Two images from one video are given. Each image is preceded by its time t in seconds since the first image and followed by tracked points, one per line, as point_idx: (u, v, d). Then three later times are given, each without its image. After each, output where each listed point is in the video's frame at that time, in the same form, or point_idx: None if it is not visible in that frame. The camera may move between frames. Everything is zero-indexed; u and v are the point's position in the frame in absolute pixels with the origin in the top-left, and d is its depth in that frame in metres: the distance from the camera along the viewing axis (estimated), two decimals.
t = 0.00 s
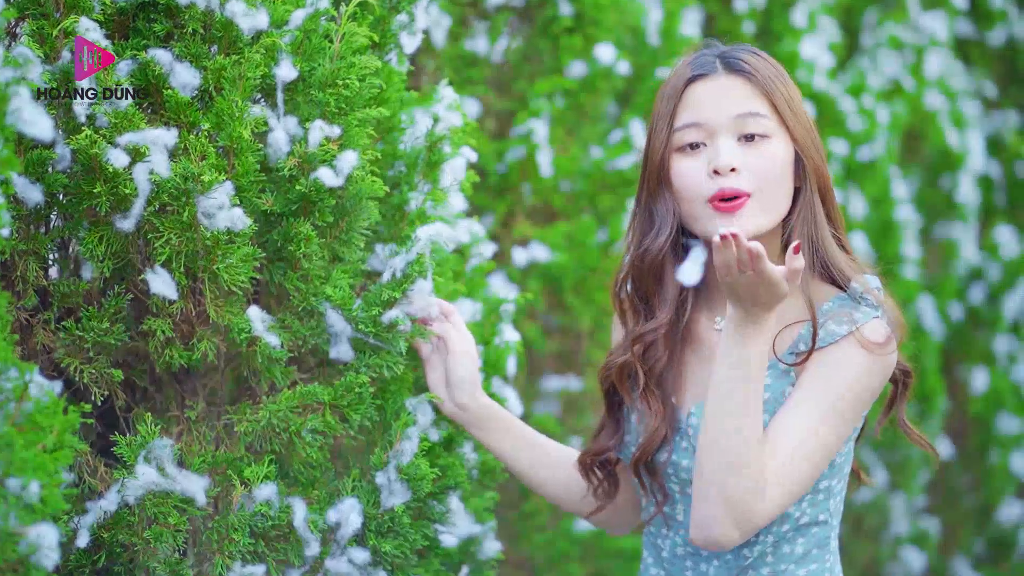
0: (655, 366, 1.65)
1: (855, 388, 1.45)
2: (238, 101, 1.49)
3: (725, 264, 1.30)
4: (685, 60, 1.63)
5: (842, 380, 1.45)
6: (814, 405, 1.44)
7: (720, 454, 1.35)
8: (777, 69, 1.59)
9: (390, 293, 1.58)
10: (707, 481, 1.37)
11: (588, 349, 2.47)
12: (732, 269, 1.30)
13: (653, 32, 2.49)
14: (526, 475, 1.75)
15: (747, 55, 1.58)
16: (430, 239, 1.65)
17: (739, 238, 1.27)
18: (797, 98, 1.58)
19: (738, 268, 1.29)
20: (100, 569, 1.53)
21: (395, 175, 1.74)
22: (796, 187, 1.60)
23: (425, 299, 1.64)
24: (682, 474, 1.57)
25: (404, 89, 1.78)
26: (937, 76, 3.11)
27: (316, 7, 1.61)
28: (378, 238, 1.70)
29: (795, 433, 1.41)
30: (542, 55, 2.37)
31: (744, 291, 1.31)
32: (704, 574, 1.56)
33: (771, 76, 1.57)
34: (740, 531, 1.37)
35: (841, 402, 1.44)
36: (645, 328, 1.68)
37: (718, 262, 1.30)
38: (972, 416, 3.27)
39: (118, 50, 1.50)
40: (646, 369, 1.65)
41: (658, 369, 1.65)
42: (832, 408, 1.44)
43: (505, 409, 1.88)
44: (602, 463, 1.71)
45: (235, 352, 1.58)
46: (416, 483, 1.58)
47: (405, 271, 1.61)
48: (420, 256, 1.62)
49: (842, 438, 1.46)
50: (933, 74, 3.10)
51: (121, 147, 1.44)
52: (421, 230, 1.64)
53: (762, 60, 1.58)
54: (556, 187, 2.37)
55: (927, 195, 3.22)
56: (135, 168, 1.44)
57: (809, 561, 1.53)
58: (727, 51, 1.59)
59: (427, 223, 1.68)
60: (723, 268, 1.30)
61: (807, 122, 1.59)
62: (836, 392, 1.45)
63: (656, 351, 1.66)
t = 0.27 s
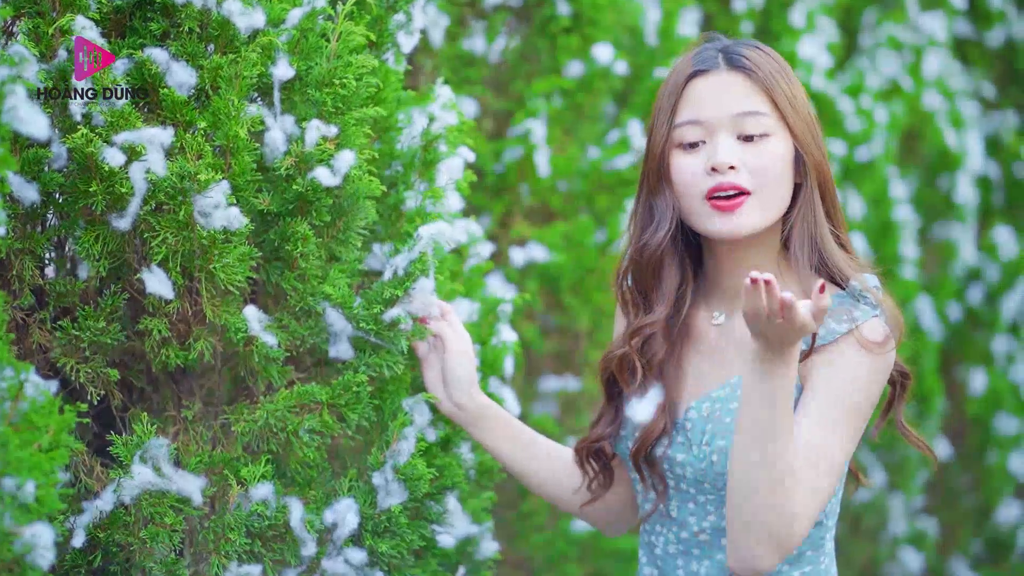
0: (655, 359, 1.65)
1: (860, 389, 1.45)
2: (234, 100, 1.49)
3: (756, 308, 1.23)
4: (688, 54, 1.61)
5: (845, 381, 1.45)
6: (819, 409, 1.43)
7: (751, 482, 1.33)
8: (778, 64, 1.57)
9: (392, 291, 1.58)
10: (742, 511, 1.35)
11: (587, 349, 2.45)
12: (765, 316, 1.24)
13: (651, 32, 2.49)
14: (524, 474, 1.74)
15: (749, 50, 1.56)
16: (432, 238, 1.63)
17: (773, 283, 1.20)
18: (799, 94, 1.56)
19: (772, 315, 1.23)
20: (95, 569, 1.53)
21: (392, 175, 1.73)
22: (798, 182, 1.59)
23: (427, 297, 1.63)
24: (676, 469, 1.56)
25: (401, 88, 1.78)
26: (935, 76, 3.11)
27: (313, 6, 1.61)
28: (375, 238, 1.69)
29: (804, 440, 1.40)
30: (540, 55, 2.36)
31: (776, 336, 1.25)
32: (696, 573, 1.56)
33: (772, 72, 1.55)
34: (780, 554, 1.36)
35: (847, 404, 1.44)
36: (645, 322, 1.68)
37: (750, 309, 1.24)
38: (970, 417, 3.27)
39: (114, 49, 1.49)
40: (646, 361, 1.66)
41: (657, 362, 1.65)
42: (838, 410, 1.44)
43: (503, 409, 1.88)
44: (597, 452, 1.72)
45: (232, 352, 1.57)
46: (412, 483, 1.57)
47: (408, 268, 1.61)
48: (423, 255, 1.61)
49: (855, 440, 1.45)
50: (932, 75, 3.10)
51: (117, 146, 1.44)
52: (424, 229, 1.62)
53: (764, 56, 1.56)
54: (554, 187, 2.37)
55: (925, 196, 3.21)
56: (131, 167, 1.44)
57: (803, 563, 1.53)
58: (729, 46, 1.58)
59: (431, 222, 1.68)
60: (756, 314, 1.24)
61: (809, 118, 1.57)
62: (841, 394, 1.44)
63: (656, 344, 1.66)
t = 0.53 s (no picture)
0: (653, 353, 1.63)
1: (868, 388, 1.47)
2: (234, 100, 1.49)
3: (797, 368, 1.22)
4: (689, 50, 1.60)
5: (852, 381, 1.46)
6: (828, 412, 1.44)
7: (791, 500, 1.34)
8: (780, 62, 1.56)
9: (392, 291, 1.58)
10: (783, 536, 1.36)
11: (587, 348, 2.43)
12: (808, 373, 1.22)
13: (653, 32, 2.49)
14: (522, 476, 1.74)
15: (750, 48, 1.55)
16: (432, 238, 1.63)
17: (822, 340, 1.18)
18: (800, 92, 1.55)
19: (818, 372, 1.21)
20: (94, 570, 1.52)
21: (391, 174, 1.73)
22: (798, 179, 1.57)
23: (427, 297, 1.64)
24: (672, 462, 1.54)
25: (401, 88, 1.77)
26: (936, 76, 3.10)
27: (313, 5, 1.60)
28: (376, 238, 1.69)
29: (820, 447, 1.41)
30: (540, 54, 2.35)
31: (819, 387, 1.24)
32: (689, 571, 1.54)
33: (772, 70, 1.53)
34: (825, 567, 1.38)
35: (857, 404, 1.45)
36: (643, 322, 1.66)
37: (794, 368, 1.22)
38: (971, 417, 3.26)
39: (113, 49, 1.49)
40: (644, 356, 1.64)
41: (656, 356, 1.63)
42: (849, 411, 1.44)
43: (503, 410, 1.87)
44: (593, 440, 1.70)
45: (231, 352, 1.57)
46: (412, 484, 1.56)
47: (407, 268, 1.61)
48: (422, 255, 1.61)
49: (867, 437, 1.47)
50: (933, 75, 3.10)
51: (117, 146, 1.44)
52: (424, 229, 1.62)
53: (765, 54, 1.55)
54: (554, 187, 2.36)
55: (926, 196, 3.20)
56: (131, 167, 1.44)
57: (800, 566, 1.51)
58: (729, 44, 1.57)
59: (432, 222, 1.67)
60: (801, 373, 1.22)
61: (810, 115, 1.56)
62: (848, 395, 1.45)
63: (655, 338, 1.64)
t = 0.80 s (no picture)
0: (650, 349, 1.62)
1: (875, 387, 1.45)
2: (231, 101, 1.49)
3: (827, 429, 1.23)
4: (686, 49, 1.60)
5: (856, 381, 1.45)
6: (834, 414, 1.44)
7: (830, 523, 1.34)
8: (777, 61, 1.55)
9: (386, 293, 1.58)
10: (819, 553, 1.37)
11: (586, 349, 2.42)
12: (841, 437, 1.22)
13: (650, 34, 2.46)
14: (520, 479, 1.74)
15: (748, 47, 1.55)
16: (427, 238, 1.64)
17: (853, 400, 1.19)
18: (798, 91, 1.55)
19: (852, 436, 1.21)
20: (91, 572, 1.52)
21: (389, 176, 1.72)
22: (798, 177, 1.57)
23: (423, 299, 1.63)
24: (667, 457, 1.53)
25: (399, 89, 1.77)
26: (937, 77, 3.09)
27: (311, 6, 1.60)
28: (372, 239, 1.68)
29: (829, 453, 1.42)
30: (539, 55, 2.35)
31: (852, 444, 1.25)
32: (681, 567, 1.53)
33: (770, 69, 1.53)
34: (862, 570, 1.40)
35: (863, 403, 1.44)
36: (641, 320, 1.65)
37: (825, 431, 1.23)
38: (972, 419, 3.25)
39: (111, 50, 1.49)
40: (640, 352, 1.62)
41: (653, 352, 1.62)
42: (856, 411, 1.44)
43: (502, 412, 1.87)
44: (590, 432, 1.69)
45: (228, 353, 1.56)
46: (410, 485, 1.56)
47: (402, 270, 1.60)
48: (417, 255, 1.61)
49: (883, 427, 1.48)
50: (933, 75, 3.09)
51: (115, 147, 1.44)
52: (419, 230, 1.62)
53: (764, 54, 1.54)
54: (554, 188, 2.36)
55: (927, 197, 3.19)
56: (128, 168, 1.44)
57: (795, 565, 1.48)
58: (727, 43, 1.56)
59: (422, 220, 1.66)
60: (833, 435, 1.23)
61: (809, 114, 1.55)
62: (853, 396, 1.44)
63: (652, 334, 1.63)
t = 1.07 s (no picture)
0: (644, 344, 1.61)
1: (875, 388, 1.42)
2: (227, 100, 1.49)
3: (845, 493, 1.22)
4: (684, 46, 1.58)
5: (856, 381, 1.42)
6: (833, 415, 1.42)
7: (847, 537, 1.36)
8: (776, 59, 1.54)
9: (384, 292, 1.58)
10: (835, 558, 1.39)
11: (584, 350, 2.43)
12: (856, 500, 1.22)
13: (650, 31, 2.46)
14: (516, 478, 1.73)
15: (746, 46, 1.54)
16: (425, 239, 1.63)
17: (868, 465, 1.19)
18: (796, 90, 1.54)
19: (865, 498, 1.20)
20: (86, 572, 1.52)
21: (386, 175, 1.72)
22: (796, 175, 1.56)
23: (421, 300, 1.62)
24: (661, 451, 1.52)
25: (395, 88, 1.77)
26: (937, 76, 3.08)
27: (307, 5, 1.60)
28: (369, 238, 1.68)
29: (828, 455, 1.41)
30: (537, 54, 2.34)
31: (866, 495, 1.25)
32: (673, 563, 1.53)
33: (769, 68, 1.52)
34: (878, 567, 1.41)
35: (862, 404, 1.41)
36: (636, 317, 1.65)
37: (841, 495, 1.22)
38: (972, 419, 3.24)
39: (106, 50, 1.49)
40: (635, 348, 1.62)
41: (647, 348, 1.61)
42: (855, 412, 1.41)
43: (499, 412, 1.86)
44: (585, 425, 1.68)
45: (224, 353, 1.56)
46: (406, 485, 1.56)
47: (400, 270, 1.60)
48: (415, 256, 1.60)
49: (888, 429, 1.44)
50: (934, 75, 3.08)
51: (110, 146, 1.43)
52: (418, 231, 1.61)
53: (762, 52, 1.53)
54: (552, 189, 2.35)
55: (927, 197, 3.18)
56: (123, 167, 1.43)
57: (789, 563, 1.48)
58: (726, 41, 1.55)
59: (422, 221, 1.66)
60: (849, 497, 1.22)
61: (807, 112, 1.55)
62: (852, 397, 1.42)
63: (647, 330, 1.62)
